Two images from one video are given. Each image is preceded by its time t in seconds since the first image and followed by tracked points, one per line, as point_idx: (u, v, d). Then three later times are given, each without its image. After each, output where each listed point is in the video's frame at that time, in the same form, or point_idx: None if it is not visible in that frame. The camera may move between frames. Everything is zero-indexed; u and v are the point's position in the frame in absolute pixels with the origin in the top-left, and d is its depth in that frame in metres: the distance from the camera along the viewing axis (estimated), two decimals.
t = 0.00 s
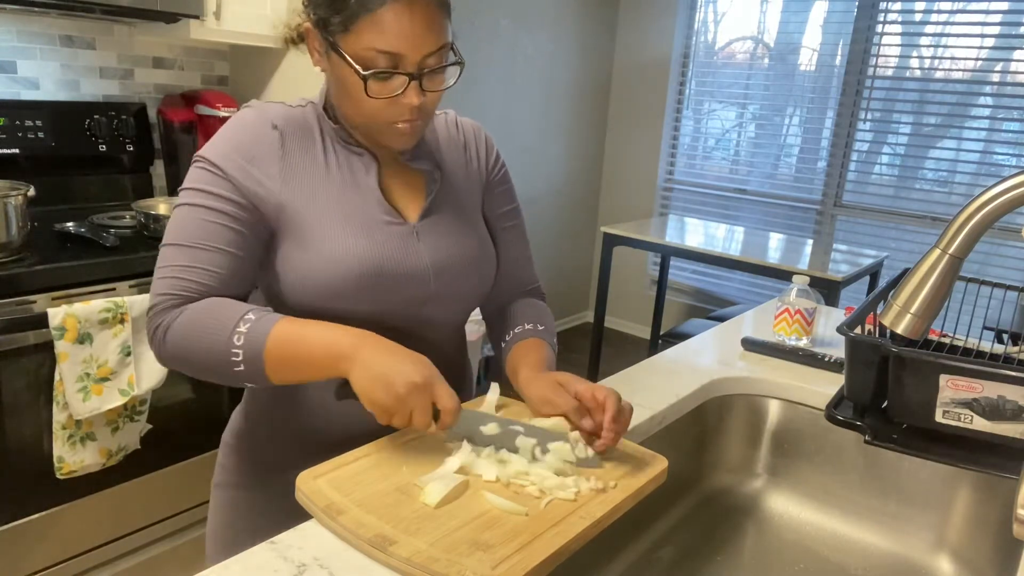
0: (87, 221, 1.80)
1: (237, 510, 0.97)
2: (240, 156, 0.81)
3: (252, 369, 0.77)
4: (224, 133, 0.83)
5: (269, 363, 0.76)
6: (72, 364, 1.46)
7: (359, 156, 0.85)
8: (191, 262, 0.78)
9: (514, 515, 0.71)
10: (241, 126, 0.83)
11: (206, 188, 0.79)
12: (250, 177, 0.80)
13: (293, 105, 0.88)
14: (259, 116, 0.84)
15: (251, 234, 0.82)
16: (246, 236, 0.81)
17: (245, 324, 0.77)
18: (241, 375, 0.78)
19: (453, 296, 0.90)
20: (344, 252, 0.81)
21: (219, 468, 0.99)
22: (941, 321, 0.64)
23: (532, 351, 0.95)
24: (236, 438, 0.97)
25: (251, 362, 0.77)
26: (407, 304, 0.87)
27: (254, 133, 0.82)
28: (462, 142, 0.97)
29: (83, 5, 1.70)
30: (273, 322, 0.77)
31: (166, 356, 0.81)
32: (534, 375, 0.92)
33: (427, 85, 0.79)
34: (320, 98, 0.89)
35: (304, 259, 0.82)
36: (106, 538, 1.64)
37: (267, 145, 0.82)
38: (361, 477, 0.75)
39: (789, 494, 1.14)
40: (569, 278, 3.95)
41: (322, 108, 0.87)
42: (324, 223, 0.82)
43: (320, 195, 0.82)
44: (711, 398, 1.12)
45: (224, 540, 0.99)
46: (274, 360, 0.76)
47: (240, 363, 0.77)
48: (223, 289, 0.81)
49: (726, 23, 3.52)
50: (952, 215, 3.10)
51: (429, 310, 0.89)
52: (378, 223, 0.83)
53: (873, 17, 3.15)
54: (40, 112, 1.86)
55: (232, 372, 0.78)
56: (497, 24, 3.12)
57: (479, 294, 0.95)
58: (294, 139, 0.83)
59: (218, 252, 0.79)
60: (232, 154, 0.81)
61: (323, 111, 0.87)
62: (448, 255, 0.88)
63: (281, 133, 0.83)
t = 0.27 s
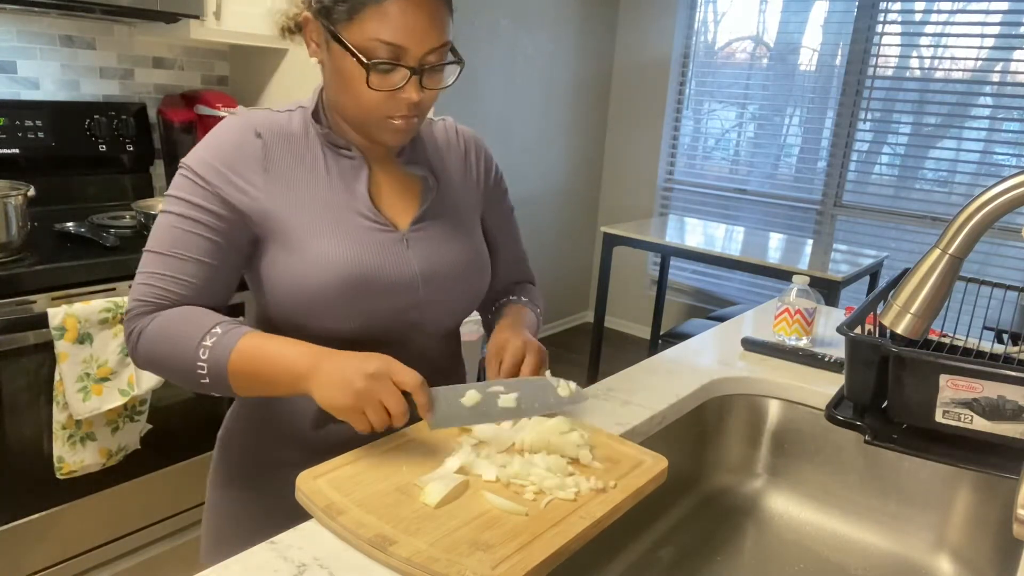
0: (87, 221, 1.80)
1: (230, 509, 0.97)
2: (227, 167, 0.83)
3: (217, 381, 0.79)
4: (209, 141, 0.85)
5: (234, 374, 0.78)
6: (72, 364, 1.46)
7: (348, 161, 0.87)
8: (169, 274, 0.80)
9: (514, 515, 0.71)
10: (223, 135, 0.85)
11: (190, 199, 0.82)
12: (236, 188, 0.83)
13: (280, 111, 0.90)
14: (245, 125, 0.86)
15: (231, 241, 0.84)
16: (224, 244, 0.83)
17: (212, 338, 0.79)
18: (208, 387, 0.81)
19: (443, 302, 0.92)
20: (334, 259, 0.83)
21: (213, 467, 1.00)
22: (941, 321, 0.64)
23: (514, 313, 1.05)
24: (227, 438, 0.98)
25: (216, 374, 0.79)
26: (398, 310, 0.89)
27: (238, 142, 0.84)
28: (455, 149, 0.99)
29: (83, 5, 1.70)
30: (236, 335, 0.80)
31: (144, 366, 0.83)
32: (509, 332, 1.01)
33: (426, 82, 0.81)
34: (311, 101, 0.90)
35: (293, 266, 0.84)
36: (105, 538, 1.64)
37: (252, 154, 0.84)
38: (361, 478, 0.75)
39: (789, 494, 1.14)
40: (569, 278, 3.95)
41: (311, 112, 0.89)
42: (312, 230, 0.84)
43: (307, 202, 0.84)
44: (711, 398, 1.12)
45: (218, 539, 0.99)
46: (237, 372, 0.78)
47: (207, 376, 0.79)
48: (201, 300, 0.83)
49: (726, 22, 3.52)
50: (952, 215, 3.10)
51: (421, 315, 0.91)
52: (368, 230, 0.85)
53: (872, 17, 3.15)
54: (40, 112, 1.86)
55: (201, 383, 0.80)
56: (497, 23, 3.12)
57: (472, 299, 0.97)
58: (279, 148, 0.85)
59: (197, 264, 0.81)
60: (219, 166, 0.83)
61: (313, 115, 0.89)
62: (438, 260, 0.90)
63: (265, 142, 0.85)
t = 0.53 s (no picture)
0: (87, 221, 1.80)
1: (176, 524, 0.94)
2: (160, 186, 0.78)
3: (197, 416, 0.78)
4: (129, 152, 0.79)
5: (215, 410, 0.77)
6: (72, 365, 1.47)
7: (289, 166, 0.83)
8: (103, 308, 0.76)
9: (514, 514, 0.71)
10: (144, 143, 0.79)
11: (119, 224, 0.76)
12: (172, 209, 0.78)
13: (205, 105, 0.84)
14: (166, 127, 0.80)
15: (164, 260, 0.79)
16: (157, 267, 0.79)
17: (182, 375, 0.77)
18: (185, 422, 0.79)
19: (396, 308, 0.91)
20: (283, 277, 0.81)
21: (156, 477, 0.96)
22: (941, 321, 0.64)
23: (478, 332, 1.04)
24: (169, 449, 0.93)
25: (194, 411, 0.78)
26: (350, 321, 0.87)
27: (162, 152, 0.79)
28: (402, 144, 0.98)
29: (83, 5, 1.70)
30: (209, 368, 0.78)
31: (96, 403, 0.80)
32: (480, 360, 1.00)
33: (386, 65, 0.79)
34: (240, 96, 0.85)
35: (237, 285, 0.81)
36: (105, 538, 1.64)
37: (180, 166, 0.79)
38: (360, 478, 0.75)
39: (789, 494, 1.14)
40: (568, 278, 3.95)
41: (242, 108, 0.84)
42: (261, 251, 0.80)
43: (248, 218, 0.81)
44: (711, 398, 1.12)
45: (163, 550, 0.97)
46: (224, 408, 0.77)
47: (185, 413, 0.78)
48: (143, 330, 0.80)
49: (726, 22, 3.52)
50: (951, 215, 3.10)
51: (373, 321, 0.89)
52: (317, 246, 0.83)
53: (873, 17, 3.15)
54: (40, 112, 1.86)
55: (178, 420, 0.79)
56: (498, 24, 3.12)
57: (427, 304, 0.96)
58: (210, 157, 0.80)
59: (132, 293, 0.77)
60: (150, 185, 0.78)
61: (244, 111, 0.84)
62: (392, 269, 0.89)
63: (193, 150, 0.80)
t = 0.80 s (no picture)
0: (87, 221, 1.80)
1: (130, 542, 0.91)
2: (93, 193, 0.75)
3: (132, 437, 0.75)
4: (60, 160, 0.76)
5: (155, 426, 0.74)
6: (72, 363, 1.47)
7: (235, 173, 0.84)
8: (21, 318, 0.71)
9: (514, 514, 0.71)
10: (76, 152, 0.76)
11: (47, 231, 0.73)
12: (111, 220, 0.76)
13: (142, 114, 0.83)
14: (103, 136, 0.78)
15: (98, 272, 0.76)
16: (93, 278, 0.76)
17: (119, 390, 0.74)
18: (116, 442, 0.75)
19: (345, 313, 0.92)
20: (235, 289, 0.81)
21: (105, 492, 0.93)
22: (941, 321, 0.64)
23: (425, 347, 1.03)
24: (122, 466, 0.90)
25: (130, 431, 0.75)
26: (300, 330, 0.87)
27: (100, 161, 0.77)
28: (342, 148, 1.00)
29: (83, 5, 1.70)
30: (146, 385, 0.75)
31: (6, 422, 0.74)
32: (432, 377, 0.99)
33: (342, 74, 0.80)
34: (179, 103, 0.84)
35: (186, 299, 0.80)
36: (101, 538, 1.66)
37: (120, 177, 0.77)
38: (359, 479, 0.75)
39: (789, 494, 1.14)
40: (569, 278, 3.95)
41: (183, 115, 0.83)
42: (212, 266, 0.80)
43: (198, 230, 0.80)
44: (712, 398, 1.12)
45: (111, 562, 0.93)
46: (168, 428, 0.75)
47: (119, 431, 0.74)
48: (66, 344, 0.75)
49: (726, 22, 3.52)
50: (951, 215, 3.11)
51: (323, 329, 0.90)
52: (270, 256, 0.83)
53: (873, 18, 3.15)
54: (39, 112, 1.84)
55: (109, 440, 0.75)
56: (498, 24, 3.12)
57: (377, 308, 0.98)
58: (152, 169, 0.79)
59: (56, 303, 0.73)
60: (85, 194, 0.75)
61: (186, 117, 0.84)
62: (343, 275, 0.90)
63: (133, 161, 0.78)
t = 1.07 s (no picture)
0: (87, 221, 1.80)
1: (127, 545, 0.91)
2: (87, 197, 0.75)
3: (120, 443, 0.73)
4: (52, 166, 0.75)
5: (142, 432, 0.73)
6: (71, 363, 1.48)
7: (233, 173, 0.84)
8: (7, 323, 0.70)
9: (514, 514, 0.71)
10: (68, 157, 0.76)
11: (36, 235, 0.72)
12: (109, 224, 0.76)
13: (133, 117, 0.82)
14: (96, 140, 0.78)
15: (89, 275, 0.76)
16: (83, 281, 0.75)
17: (108, 396, 0.73)
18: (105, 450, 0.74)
19: (344, 309, 0.92)
20: (236, 286, 0.81)
21: (106, 498, 0.93)
22: (941, 321, 0.64)
23: (422, 344, 1.03)
24: (121, 471, 0.91)
25: (118, 437, 0.73)
26: (300, 326, 0.88)
27: (93, 165, 0.76)
28: (332, 145, 1.00)
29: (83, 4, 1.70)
30: (135, 390, 0.74)
31: None
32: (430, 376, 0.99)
33: (342, 73, 0.81)
34: (169, 104, 0.84)
35: (187, 299, 0.80)
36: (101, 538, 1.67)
37: (115, 181, 0.77)
38: (359, 480, 0.75)
39: (789, 494, 1.14)
40: (568, 278, 3.95)
41: (174, 116, 0.83)
42: (212, 264, 0.80)
43: (197, 229, 0.80)
44: (711, 398, 1.12)
45: (116, 564, 0.94)
46: (156, 434, 0.73)
47: (107, 438, 0.73)
48: (56, 350, 0.74)
49: (726, 22, 3.52)
50: (951, 215, 3.11)
51: (322, 325, 0.91)
52: (270, 252, 0.84)
53: (872, 18, 3.15)
54: (39, 112, 1.83)
55: (98, 448, 0.74)
56: (497, 23, 3.12)
57: (374, 304, 0.98)
58: (146, 172, 0.79)
59: (42, 309, 0.72)
60: (79, 199, 0.75)
61: (177, 118, 0.83)
62: (342, 268, 0.91)
63: (127, 164, 0.78)
